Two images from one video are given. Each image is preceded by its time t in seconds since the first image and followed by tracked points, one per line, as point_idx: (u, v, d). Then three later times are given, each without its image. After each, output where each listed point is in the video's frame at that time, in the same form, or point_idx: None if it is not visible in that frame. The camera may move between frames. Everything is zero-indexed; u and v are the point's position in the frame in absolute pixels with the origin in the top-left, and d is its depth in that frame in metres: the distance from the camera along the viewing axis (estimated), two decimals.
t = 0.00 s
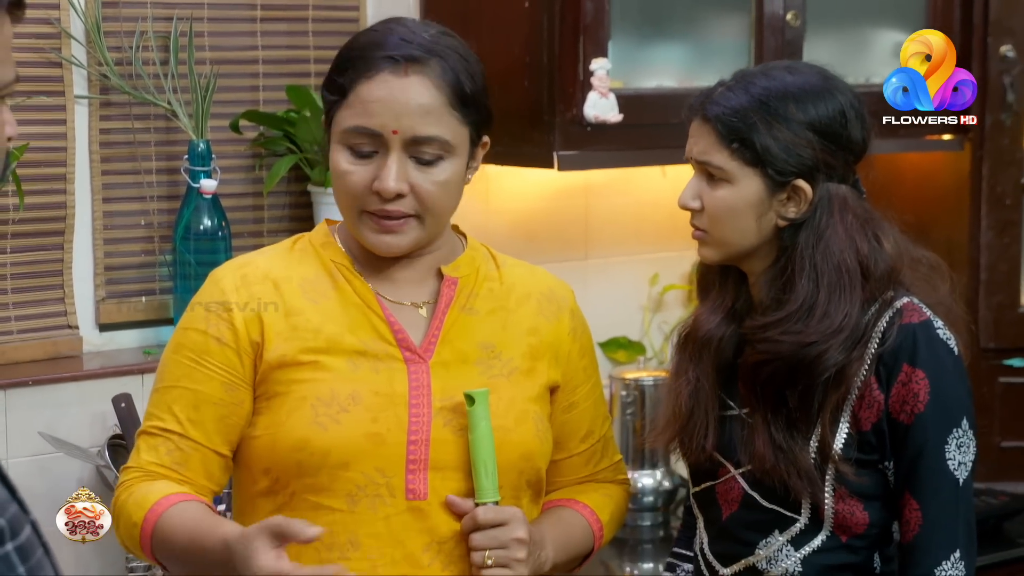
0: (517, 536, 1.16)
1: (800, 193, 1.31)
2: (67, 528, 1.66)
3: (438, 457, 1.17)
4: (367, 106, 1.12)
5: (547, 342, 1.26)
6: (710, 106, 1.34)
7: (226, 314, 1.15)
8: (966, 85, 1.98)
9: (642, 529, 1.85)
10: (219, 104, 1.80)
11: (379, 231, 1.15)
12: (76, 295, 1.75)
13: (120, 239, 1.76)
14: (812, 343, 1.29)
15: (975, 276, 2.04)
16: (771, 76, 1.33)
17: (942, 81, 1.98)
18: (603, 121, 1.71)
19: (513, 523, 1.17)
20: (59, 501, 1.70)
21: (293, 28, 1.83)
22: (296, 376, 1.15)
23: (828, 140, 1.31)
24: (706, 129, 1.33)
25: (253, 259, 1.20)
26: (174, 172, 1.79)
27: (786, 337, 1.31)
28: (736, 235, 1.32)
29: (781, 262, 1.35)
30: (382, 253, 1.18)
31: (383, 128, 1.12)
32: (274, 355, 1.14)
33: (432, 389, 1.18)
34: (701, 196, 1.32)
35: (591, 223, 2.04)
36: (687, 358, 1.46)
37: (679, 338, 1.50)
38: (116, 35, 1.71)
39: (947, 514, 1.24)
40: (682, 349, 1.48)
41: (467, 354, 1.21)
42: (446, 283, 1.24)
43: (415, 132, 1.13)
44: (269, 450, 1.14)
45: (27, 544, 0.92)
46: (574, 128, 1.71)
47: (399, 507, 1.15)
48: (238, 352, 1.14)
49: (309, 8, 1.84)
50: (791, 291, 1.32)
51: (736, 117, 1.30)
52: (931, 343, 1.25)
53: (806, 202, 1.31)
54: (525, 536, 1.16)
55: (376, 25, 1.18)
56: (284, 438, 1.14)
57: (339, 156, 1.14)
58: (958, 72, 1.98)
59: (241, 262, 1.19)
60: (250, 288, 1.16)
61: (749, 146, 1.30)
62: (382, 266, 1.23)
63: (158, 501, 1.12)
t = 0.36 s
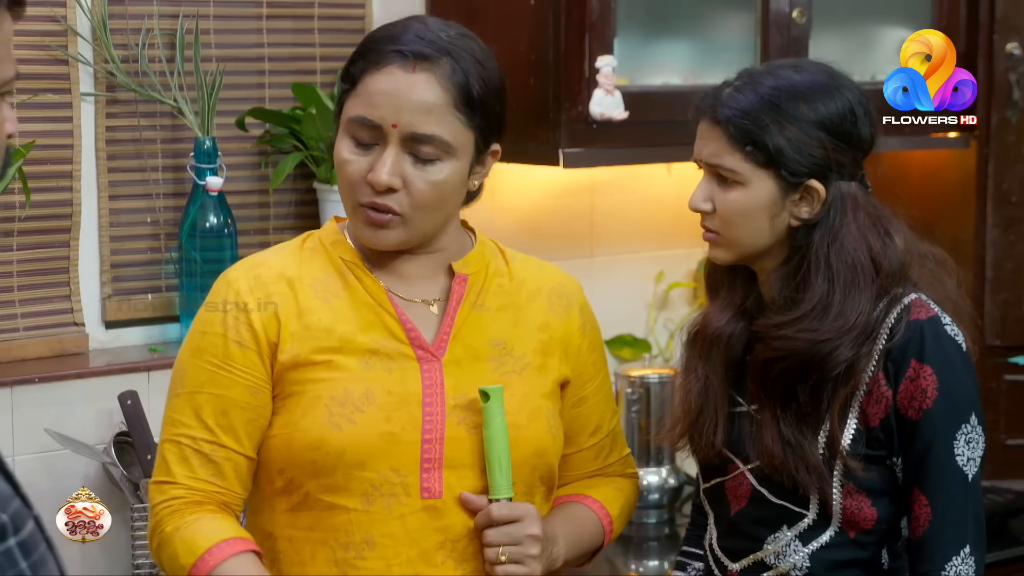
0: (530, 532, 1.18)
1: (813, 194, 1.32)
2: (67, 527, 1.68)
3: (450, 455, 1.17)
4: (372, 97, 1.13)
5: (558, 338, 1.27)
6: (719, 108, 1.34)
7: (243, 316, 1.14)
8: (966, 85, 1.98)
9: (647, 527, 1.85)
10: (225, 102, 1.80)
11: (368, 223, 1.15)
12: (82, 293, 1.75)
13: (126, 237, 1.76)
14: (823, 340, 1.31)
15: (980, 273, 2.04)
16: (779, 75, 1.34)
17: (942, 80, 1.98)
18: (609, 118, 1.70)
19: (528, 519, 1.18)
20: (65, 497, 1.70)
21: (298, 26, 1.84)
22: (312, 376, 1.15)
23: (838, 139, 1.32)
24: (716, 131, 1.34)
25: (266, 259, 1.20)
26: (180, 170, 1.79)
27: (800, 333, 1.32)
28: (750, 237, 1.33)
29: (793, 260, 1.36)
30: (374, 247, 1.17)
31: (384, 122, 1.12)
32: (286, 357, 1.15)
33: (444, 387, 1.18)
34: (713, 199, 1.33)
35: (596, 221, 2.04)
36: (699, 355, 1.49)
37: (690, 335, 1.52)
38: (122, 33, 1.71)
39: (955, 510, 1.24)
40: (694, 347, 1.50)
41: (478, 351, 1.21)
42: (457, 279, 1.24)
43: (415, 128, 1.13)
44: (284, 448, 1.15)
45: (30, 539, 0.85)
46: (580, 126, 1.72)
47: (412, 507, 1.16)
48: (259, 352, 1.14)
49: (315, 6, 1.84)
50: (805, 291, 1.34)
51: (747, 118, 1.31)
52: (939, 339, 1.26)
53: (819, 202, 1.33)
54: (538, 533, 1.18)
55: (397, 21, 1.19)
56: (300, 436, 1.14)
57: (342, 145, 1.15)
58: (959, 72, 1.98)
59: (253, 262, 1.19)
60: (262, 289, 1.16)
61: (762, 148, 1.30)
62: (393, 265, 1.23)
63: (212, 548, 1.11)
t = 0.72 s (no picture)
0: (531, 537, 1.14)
1: (826, 195, 1.32)
2: (66, 528, 1.65)
3: (448, 459, 1.14)
4: (368, 79, 1.12)
5: (563, 338, 1.24)
6: (728, 107, 1.32)
7: (237, 317, 1.12)
8: (966, 85, 1.97)
9: (650, 530, 1.82)
10: (222, 98, 1.77)
11: (359, 205, 1.12)
12: (77, 291, 1.72)
13: (122, 235, 1.74)
14: (835, 343, 1.30)
15: (989, 273, 2.02)
16: (789, 72, 1.33)
17: (942, 80, 1.96)
18: (612, 115, 1.68)
19: (528, 523, 1.14)
20: (59, 500, 1.67)
21: (297, 21, 1.81)
22: (308, 379, 1.12)
23: (850, 139, 1.31)
24: (726, 131, 1.32)
25: (265, 259, 1.18)
26: (177, 167, 1.76)
27: (812, 336, 1.31)
28: (760, 237, 1.31)
29: (803, 264, 1.36)
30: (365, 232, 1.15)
31: (376, 103, 1.11)
32: (282, 360, 1.12)
33: (442, 391, 1.15)
34: (722, 199, 1.31)
35: (598, 220, 2.02)
36: (704, 356, 1.47)
37: (695, 335, 1.50)
38: (118, 28, 1.69)
39: (967, 512, 1.23)
40: (700, 348, 1.48)
41: (479, 353, 1.19)
42: (457, 279, 1.22)
43: (406, 109, 1.11)
44: (280, 452, 1.12)
45: (17, 543, 0.91)
46: (582, 122, 1.69)
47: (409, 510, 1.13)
48: (250, 354, 1.12)
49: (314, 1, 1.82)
50: (817, 293, 1.33)
51: (758, 118, 1.30)
52: (950, 340, 1.25)
53: (830, 202, 1.32)
54: (539, 537, 1.14)
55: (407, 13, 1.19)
56: (295, 440, 1.11)
57: (339, 129, 1.15)
58: (959, 72, 1.96)
59: (254, 263, 1.17)
60: (261, 290, 1.14)
61: (774, 148, 1.29)
62: (392, 261, 1.21)
63: (184, 509, 1.10)
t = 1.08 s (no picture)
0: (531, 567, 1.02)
1: (855, 201, 1.21)
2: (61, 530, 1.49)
3: (443, 483, 1.03)
4: (350, 77, 1.03)
5: (571, 362, 1.13)
6: (753, 105, 1.21)
7: (223, 319, 1.02)
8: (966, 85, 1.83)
9: (663, 559, 1.70)
10: (206, 97, 1.66)
11: (353, 213, 1.02)
12: (49, 304, 1.61)
13: (99, 243, 1.63)
14: (864, 359, 1.18)
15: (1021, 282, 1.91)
16: (818, 69, 1.22)
17: (942, 80, 1.81)
18: (622, 114, 1.58)
19: (529, 552, 1.03)
20: (30, 526, 1.56)
21: (286, 14, 1.70)
22: (297, 392, 1.02)
23: (882, 142, 1.21)
24: (751, 130, 1.21)
25: (254, 264, 1.07)
26: (158, 170, 1.66)
27: (839, 352, 1.20)
28: (784, 245, 1.20)
29: (830, 275, 1.24)
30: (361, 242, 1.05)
31: (360, 101, 1.01)
32: (273, 365, 1.02)
33: (441, 411, 1.05)
34: (744, 202, 1.20)
35: (606, 226, 1.91)
36: (720, 371, 1.35)
37: (710, 350, 1.39)
38: (95, 21, 1.58)
39: (1005, 538, 1.13)
40: (715, 364, 1.37)
41: (480, 373, 1.08)
42: (461, 292, 1.11)
43: (394, 104, 1.01)
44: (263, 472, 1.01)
45: None
46: (590, 123, 1.58)
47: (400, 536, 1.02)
48: (232, 362, 1.01)
49: None
50: (843, 305, 1.22)
51: (785, 117, 1.19)
52: (985, 354, 1.15)
53: (859, 210, 1.21)
54: (541, 567, 1.03)
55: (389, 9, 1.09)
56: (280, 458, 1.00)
57: (325, 135, 1.05)
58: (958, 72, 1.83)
59: (241, 266, 1.07)
60: (246, 293, 1.04)
61: (801, 149, 1.18)
62: (390, 273, 1.10)
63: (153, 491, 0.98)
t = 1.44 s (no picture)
0: None
1: (864, 215, 1.17)
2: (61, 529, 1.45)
3: (438, 499, 1.00)
4: (350, 91, 0.98)
5: (563, 370, 1.09)
6: (760, 113, 1.18)
7: (202, 344, 0.98)
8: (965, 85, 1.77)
9: None
10: (196, 103, 1.63)
11: (351, 232, 0.99)
12: (36, 314, 1.58)
13: (86, 252, 1.59)
14: (873, 374, 1.15)
15: None
16: (828, 77, 1.19)
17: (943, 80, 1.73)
18: (622, 122, 1.54)
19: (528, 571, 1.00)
20: (15, 543, 1.52)
21: (278, 19, 1.67)
22: (283, 413, 0.98)
23: (893, 153, 1.17)
24: (757, 139, 1.17)
25: (236, 281, 1.03)
26: (147, 178, 1.62)
27: (848, 367, 1.16)
28: (791, 257, 1.16)
29: (837, 290, 1.20)
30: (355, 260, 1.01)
31: (362, 117, 0.97)
32: (256, 392, 0.98)
33: (433, 424, 1.01)
34: (750, 212, 1.17)
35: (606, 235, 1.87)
36: (724, 387, 1.32)
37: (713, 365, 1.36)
38: (82, 26, 1.54)
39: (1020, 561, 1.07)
40: (719, 380, 1.33)
41: (472, 384, 1.04)
42: (450, 304, 1.07)
43: (399, 121, 0.97)
44: (256, 493, 0.98)
45: None
46: (590, 131, 1.55)
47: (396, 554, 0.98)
48: (218, 387, 0.97)
49: None
50: (851, 320, 1.19)
51: (794, 126, 1.15)
52: (997, 368, 1.11)
53: (867, 222, 1.17)
54: None
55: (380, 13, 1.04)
56: (270, 481, 0.97)
57: (319, 150, 1.00)
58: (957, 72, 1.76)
59: (224, 284, 1.02)
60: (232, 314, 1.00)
61: (810, 159, 1.14)
62: (380, 287, 1.06)
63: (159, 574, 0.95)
